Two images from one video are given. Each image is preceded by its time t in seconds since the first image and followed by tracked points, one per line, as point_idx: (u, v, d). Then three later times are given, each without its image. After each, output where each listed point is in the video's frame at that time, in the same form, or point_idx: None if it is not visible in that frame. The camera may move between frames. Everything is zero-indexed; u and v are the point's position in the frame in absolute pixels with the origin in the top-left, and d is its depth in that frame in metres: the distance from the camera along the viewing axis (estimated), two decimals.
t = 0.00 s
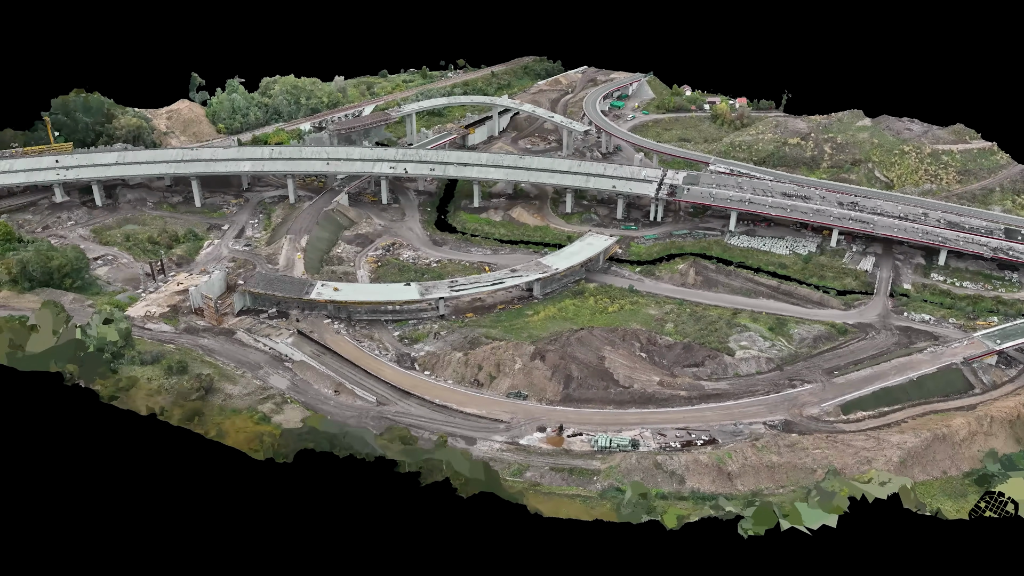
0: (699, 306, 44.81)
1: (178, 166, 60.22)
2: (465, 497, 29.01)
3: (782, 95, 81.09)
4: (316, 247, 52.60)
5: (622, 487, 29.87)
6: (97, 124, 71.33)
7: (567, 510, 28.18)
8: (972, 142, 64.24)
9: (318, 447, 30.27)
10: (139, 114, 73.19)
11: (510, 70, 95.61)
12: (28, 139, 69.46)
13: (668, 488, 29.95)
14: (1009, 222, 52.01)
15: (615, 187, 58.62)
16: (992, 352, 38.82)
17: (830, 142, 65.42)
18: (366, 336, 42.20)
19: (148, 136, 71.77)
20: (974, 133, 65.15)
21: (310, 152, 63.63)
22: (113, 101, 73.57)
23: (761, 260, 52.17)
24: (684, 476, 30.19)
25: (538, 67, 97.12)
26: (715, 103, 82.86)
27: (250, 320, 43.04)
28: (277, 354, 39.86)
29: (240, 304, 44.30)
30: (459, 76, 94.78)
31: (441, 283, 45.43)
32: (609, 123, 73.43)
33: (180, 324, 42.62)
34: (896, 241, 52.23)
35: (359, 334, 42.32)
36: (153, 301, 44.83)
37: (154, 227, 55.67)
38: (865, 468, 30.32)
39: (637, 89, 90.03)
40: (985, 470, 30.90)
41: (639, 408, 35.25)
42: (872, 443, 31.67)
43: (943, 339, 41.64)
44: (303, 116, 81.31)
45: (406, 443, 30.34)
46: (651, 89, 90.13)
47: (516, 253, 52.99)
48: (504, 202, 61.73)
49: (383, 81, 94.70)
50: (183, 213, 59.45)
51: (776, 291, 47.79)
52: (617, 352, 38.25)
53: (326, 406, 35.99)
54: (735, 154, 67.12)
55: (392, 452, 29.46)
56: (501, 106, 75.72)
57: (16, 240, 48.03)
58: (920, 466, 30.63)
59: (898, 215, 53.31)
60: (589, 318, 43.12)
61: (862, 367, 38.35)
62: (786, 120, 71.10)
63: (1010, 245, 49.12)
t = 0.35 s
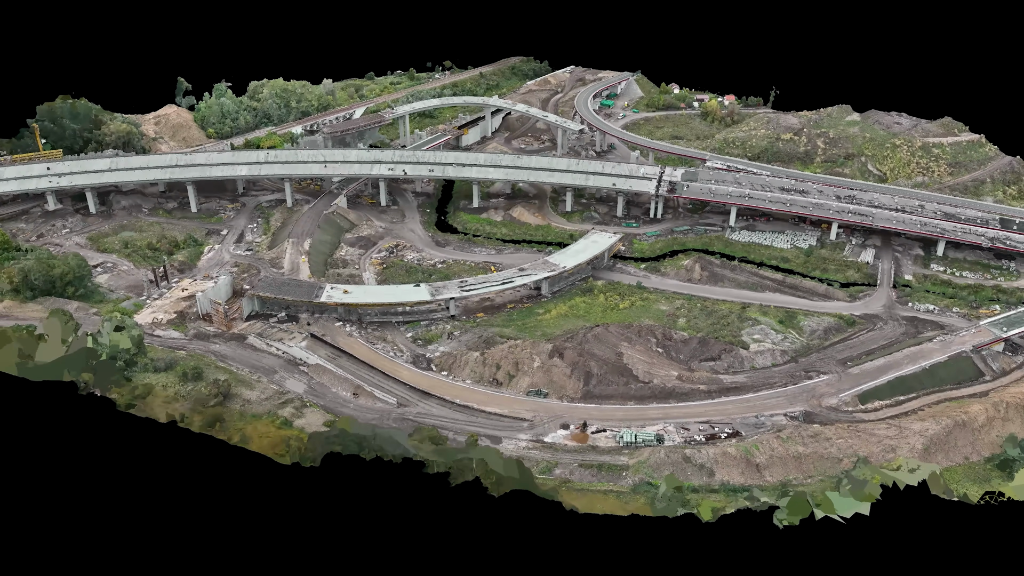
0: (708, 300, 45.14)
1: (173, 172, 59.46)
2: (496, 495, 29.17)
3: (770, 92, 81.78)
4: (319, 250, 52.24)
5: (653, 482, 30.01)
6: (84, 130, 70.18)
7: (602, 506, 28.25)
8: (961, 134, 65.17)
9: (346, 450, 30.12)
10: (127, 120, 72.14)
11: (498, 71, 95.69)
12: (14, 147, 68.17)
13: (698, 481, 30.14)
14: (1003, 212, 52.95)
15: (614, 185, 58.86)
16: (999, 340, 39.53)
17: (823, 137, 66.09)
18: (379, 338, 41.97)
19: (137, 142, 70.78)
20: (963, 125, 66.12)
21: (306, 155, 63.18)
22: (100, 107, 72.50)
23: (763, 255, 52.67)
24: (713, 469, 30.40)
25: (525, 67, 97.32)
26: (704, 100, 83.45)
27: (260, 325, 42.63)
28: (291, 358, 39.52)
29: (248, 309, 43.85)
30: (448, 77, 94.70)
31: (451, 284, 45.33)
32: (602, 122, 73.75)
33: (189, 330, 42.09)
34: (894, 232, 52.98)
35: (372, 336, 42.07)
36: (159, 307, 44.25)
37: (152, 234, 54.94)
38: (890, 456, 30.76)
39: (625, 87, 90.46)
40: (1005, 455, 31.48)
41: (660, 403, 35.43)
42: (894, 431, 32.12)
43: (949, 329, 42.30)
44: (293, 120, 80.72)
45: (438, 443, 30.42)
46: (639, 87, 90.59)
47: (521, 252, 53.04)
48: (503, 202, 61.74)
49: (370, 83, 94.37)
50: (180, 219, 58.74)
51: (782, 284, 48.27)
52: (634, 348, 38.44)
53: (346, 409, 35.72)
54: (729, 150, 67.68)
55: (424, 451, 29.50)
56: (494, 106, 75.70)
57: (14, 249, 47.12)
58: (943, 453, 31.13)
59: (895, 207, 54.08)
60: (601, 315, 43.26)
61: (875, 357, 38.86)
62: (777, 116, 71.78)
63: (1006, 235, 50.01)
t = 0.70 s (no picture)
0: (714, 296, 45.32)
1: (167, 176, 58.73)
2: (519, 494, 29.27)
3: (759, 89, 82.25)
4: (320, 253, 51.84)
5: (677, 477, 30.07)
6: (72, 136, 69.18)
7: (630, 502, 28.31)
8: (951, 128, 65.83)
9: (367, 452, 30.04)
10: (115, 125, 71.20)
11: (487, 71, 95.58)
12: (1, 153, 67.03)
13: (721, 475, 30.23)
14: (998, 204, 53.64)
15: (613, 183, 58.99)
16: (1004, 329, 40.04)
17: (816, 133, 66.54)
18: (388, 339, 41.69)
19: (127, 146, 69.87)
20: (952, 119, 66.81)
21: (302, 158, 62.69)
22: (88, 111, 71.45)
23: (763, 250, 52.98)
24: (735, 463, 30.51)
25: (514, 67, 97.30)
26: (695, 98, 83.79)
27: (267, 328, 42.19)
28: (301, 361, 39.18)
29: (254, 313, 43.37)
30: (437, 78, 94.44)
31: (457, 284, 45.15)
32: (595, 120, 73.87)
33: (195, 335, 41.55)
34: (892, 225, 53.53)
35: (381, 338, 41.78)
36: (163, 313, 43.67)
37: (149, 239, 54.23)
38: (910, 446, 31.07)
39: (615, 86, 90.65)
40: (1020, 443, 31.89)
41: (676, 399, 35.49)
42: (910, 421, 32.43)
43: (954, 319, 42.78)
44: (283, 122, 80.09)
45: (462, 443, 30.54)
46: (629, 86, 90.82)
47: (523, 251, 52.95)
48: (501, 202, 61.63)
49: (359, 85, 93.91)
50: (175, 224, 58.06)
51: (785, 278, 48.57)
52: (646, 344, 38.51)
53: (361, 411, 35.43)
54: (723, 147, 68.02)
55: (449, 452, 29.57)
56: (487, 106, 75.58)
57: (10, 256, 46.31)
58: (960, 441, 31.48)
59: (892, 200, 54.64)
60: (610, 313, 43.27)
61: (884, 349, 39.21)
62: (769, 112, 72.21)
63: (1002, 226, 50.67)
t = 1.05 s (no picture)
0: (720, 292, 45.27)
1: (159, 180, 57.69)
2: (543, 494, 29.09)
3: (748, 85, 82.48)
4: (320, 255, 51.18)
5: (701, 473, 29.95)
6: (58, 139, 67.71)
7: (657, 499, 28.17)
8: (941, 123, 66.40)
9: (387, 455, 29.65)
10: (101, 128, 69.86)
11: (475, 71, 95.17)
12: None
13: (745, 471, 30.14)
14: (993, 197, 54.23)
15: (612, 180, 58.86)
16: (1010, 321, 40.39)
17: (809, 128, 66.77)
18: (396, 340, 41.18)
19: (114, 150, 68.57)
20: (942, 114, 67.40)
21: (296, 159, 61.91)
22: (73, 114, 69.99)
23: (764, 246, 53.08)
24: (758, 458, 30.43)
25: (502, 67, 97.00)
26: (685, 96, 83.92)
27: (272, 332, 41.50)
28: (310, 365, 38.57)
29: (257, 316, 42.62)
30: (425, 78, 93.86)
31: (463, 283, 44.70)
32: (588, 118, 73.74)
33: (198, 340, 40.75)
34: (890, 219, 53.93)
35: (389, 339, 41.26)
36: (164, 317, 42.82)
37: (143, 243, 53.23)
38: (930, 437, 31.23)
39: (604, 85, 90.58)
40: None
41: (692, 395, 35.38)
42: (928, 413, 32.59)
43: (958, 311, 43.10)
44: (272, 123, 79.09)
45: (485, 443, 30.27)
46: (618, 84, 90.81)
47: (525, 250, 52.60)
48: (499, 201, 61.25)
49: (346, 86, 93.14)
50: (169, 228, 57.08)
51: (789, 273, 48.70)
52: (659, 341, 38.36)
53: (375, 414, 34.93)
54: (718, 144, 68.14)
55: (473, 452, 29.32)
56: (479, 105, 75.18)
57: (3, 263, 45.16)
58: (978, 432, 31.68)
59: (889, 194, 55.07)
60: (618, 310, 43.05)
61: (894, 342, 39.38)
62: (760, 109, 72.46)
63: (999, 219, 51.22)
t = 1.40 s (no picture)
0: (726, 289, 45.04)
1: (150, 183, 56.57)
2: (565, 497, 28.66)
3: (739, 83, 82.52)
4: (319, 258, 50.36)
5: (723, 472, 29.67)
6: (42, 143, 66.22)
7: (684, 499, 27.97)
8: (934, 118, 66.76)
9: (406, 460, 29.06)
10: (87, 131, 68.42)
11: (463, 70, 94.55)
12: None
13: (767, 468, 29.88)
14: (990, 191, 54.58)
15: (610, 179, 58.56)
16: (1017, 313, 40.52)
17: (804, 124, 66.82)
18: (403, 343, 40.52)
19: (101, 153, 67.18)
20: (934, 109, 67.76)
21: (289, 160, 60.96)
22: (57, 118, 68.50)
23: (765, 242, 52.95)
24: (779, 456, 30.18)
25: (490, 66, 96.45)
26: (676, 93, 83.81)
27: (275, 336, 40.68)
28: (317, 369, 37.81)
29: (260, 320, 41.76)
30: (413, 78, 93.11)
31: (468, 284, 44.10)
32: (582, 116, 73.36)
33: (200, 345, 39.84)
34: (889, 214, 54.07)
35: (396, 342, 40.58)
36: (163, 323, 41.83)
37: (136, 248, 52.13)
38: (949, 431, 31.13)
39: (594, 83, 90.31)
40: None
41: (707, 393, 35.10)
42: (945, 407, 32.52)
43: (964, 305, 43.21)
44: (261, 125, 77.97)
45: (507, 447, 30.02)
46: (608, 82, 90.56)
47: (526, 249, 52.12)
48: (496, 201, 60.69)
49: (334, 86, 92.16)
50: (161, 232, 55.98)
51: (792, 270, 48.62)
52: (670, 339, 38.06)
53: (387, 418, 34.26)
54: (713, 141, 68.03)
55: (495, 455, 29.16)
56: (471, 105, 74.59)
57: None
58: (997, 425, 31.64)
59: (887, 189, 55.24)
60: (625, 309, 42.67)
61: (904, 336, 39.34)
62: (754, 106, 72.49)
63: (998, 213, 51.53)
